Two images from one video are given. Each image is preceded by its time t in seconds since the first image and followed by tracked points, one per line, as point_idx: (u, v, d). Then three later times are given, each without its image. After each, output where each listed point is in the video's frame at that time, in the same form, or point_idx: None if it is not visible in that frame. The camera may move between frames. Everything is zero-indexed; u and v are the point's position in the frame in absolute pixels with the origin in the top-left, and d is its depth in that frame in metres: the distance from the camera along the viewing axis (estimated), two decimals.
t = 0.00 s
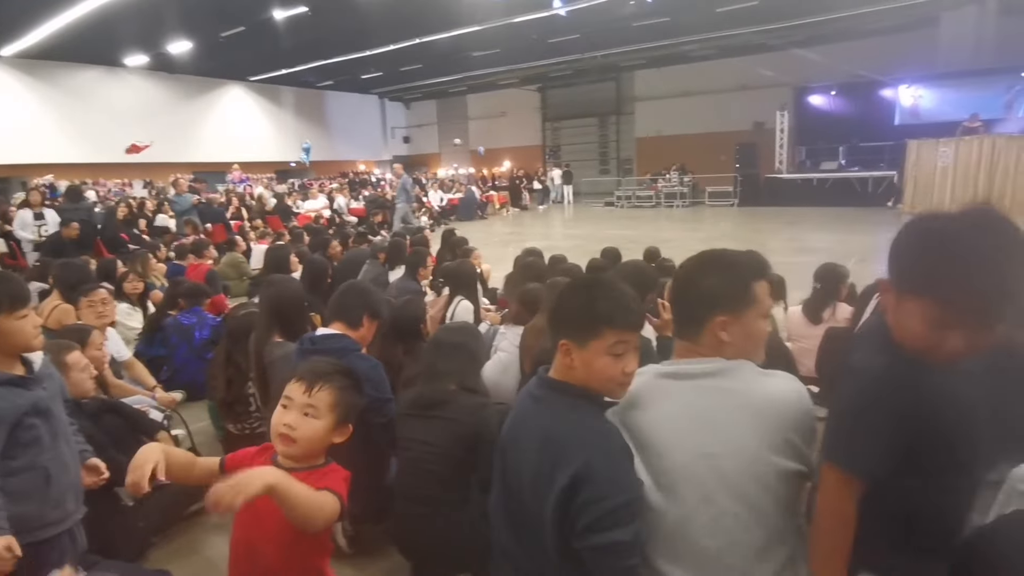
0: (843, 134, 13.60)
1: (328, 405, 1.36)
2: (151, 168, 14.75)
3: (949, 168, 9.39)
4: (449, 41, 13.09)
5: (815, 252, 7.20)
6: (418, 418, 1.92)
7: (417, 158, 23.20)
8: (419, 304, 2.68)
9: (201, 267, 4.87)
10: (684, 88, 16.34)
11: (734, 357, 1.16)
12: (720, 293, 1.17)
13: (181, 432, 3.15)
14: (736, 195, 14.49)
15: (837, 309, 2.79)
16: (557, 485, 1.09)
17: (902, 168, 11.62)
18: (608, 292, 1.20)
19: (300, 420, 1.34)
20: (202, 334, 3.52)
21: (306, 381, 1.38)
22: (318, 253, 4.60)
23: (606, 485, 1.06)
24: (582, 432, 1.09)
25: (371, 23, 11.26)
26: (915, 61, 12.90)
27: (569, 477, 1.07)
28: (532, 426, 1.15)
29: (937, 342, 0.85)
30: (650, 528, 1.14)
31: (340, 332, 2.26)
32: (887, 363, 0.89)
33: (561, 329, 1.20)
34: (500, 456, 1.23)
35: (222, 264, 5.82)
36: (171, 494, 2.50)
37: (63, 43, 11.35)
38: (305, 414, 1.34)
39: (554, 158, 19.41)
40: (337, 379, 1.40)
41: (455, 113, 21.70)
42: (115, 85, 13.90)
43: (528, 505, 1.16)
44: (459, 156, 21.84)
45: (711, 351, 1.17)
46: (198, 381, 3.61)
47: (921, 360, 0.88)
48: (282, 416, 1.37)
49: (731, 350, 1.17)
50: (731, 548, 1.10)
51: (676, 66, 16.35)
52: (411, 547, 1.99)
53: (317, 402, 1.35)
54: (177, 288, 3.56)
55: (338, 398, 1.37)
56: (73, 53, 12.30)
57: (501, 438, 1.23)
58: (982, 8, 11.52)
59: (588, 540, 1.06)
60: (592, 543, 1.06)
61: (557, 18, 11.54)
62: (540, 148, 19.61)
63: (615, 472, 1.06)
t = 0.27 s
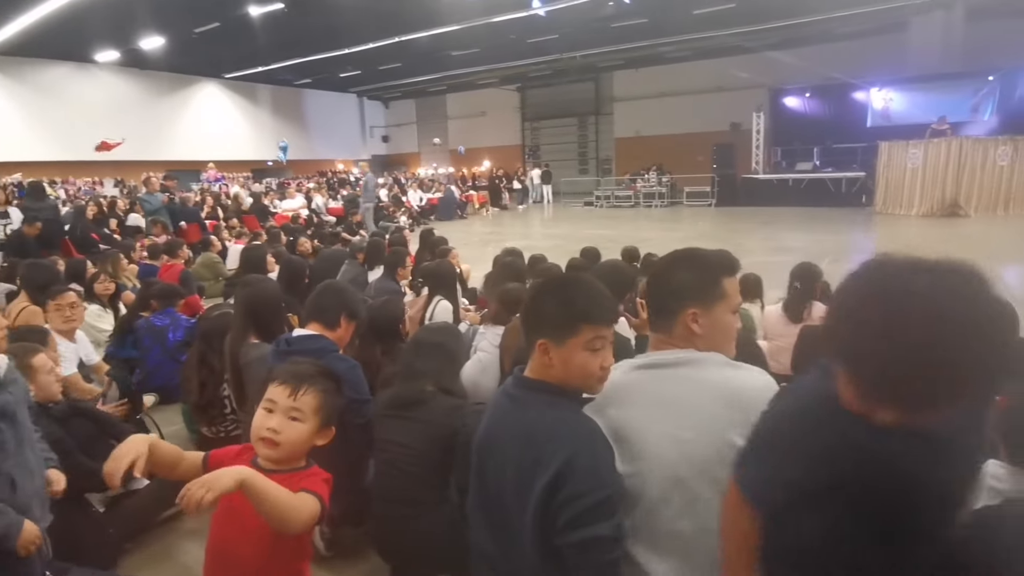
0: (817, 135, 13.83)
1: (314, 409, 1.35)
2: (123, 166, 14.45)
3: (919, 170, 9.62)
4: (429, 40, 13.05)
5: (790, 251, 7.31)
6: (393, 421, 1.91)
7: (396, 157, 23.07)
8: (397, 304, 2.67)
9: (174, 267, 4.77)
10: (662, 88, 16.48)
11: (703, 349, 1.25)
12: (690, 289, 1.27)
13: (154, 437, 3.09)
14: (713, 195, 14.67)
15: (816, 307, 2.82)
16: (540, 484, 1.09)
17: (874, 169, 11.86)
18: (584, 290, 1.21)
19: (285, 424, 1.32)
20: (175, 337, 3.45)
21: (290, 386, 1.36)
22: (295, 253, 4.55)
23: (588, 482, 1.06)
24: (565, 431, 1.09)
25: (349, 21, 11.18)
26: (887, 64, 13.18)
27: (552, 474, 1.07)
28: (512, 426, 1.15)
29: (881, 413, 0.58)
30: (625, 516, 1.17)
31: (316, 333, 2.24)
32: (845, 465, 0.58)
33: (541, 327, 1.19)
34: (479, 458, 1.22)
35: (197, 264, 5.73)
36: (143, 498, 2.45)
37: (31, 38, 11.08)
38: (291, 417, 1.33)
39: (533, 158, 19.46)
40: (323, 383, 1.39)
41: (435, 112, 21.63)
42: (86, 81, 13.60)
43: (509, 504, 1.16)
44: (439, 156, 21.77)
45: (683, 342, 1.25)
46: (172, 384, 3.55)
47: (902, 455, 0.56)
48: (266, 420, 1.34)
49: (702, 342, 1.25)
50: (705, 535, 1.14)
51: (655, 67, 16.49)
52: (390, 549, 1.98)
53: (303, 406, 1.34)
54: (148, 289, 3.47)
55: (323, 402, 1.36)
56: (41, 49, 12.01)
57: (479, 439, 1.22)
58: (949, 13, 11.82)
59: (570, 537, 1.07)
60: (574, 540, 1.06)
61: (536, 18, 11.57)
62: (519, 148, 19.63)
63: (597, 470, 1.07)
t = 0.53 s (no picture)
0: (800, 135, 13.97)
1: (300, 410, 1.34)
2: (102, 165, 14.21)
3: (899, 170, 9.76)
4: (413, 39, 12.99)
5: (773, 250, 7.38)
6: (377, 423, 1.90)
7: (381, 157, 22.95)
8: (383, 304, 2.65)
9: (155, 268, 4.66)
10: (647, 89, 16.55)
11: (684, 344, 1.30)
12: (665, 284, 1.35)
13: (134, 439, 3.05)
14: (697, 195, 14.75)
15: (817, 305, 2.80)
16: (532, 485, 1.09)
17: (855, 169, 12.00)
18: (569, 287, 1.22)
19: (273, 426, 1.31)
20: (157, 339, 3.40)
21: (274, 387, 1.35)
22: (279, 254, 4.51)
23: (579, 482, 1.06)
24: (557, 432, 1.10)
25: (333, 19, 11.09)
26: (867, 66, 13.34)
27: (544, 476, 1.08)
28: (501, 425, 1.15)
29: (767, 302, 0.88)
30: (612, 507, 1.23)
31: (301, 333, 2.22)
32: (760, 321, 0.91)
33: (537, 326, 1.18)
34: (467, 458, 1.21)
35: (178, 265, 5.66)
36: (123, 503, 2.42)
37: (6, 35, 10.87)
38: (277, 418, 1.32)
39: (519, 157, 19.47)
40: (306, 384, 1.38)
41: (420, 112, 21.56)
42: (63, 79, 13.36)
43: (497, 505, 1.16)
44: (424, 155, 21.68)
45: (662, 337, 1.31)
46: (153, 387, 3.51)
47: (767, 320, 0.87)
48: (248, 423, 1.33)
49: (682, 337, 1.30)
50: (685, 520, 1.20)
51: (640, 67, 16.56)
52: (373, 551, 1.97)
53: (288, 406, 1.33)
54: (128, 291, 3.42)
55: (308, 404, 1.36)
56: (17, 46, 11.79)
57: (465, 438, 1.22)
58: (928, 16, 11.97)
59: (560, 536, 1.08)
60: (564, 540, 1.07)
61: (521, 17, 11.57)
62: (505, 148, 19.63)
63: (589, 469, 1.08)
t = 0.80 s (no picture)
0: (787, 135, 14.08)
1: (259, 404, 1.34)
2: (85, 165, 14.02)
3: (884, 169, 9.88)
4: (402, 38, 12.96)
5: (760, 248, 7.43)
6: (367, 424, 1.89)
7: (370, 156, 22.86)
8: (373, 304, 2.64)
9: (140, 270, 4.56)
10: (635, 88, 16.61)
11: (653, 337, 1.33)
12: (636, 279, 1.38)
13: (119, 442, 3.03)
14: (686, 195, 14.83)
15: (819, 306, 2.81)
16: (533, 486, 1.09)
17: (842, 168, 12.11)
18: (559, 280, 1.23)
19: (234, 423, 1.29)
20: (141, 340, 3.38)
21: (230, 385, 1.35)
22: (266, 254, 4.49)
23: (581, 483, 1.07)
24: (557, 432, 1.10)
25: (321, 19, 11.04)
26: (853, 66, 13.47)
27: (545, 476, 1.08)
28: (499, 425, 1.15)
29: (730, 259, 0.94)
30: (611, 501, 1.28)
31: (290, 334, 2.21)
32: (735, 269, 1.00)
33: (537, 324, 1.17)
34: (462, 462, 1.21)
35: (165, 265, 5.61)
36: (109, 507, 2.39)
37: None
38: (238, 416, 1.31)
39: (508, 157, 19.47)
40: (263, 381, 1.39)
41: (408, 112, 21.50)
42: (46, 78, 13.20)
43: (494, 507, 1.16)
44: (413, 155, 21.62)
45: (632, 332, 1.36)
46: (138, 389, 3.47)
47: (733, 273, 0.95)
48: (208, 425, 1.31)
49: (649, 331, 1.34)
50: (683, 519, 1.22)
51: (628, 67, 16.62)
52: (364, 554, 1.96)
53: (250, 402, 1.33)
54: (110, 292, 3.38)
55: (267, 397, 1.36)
56: None
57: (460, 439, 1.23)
58: (912, 17, 12.09)
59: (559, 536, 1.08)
60: (567, 541, 1.07)
61: (510, 17, 11.57)
62: (494, 147, 19.63)
63: (592, 469, 1.08)
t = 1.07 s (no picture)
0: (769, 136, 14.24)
1: (215, 404, 1.33)
2: (64, 164, 13.78)
3: (863, 169, 10.04)
4: (386, 38, 12.92)
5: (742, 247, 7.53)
6: (353, 424, 1.89)
7: (355, 156, 22.75)
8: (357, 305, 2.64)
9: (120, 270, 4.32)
10: (619, 89, 16.71)
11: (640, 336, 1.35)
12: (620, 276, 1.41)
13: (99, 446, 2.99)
14: (670, 194, 14.94)
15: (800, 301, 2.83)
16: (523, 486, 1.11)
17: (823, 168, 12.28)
18: (543, 281, 1.24)
19: (193, 428, 1.27)
20: (120, 342, 3.34)
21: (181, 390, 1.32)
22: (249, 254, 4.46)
23: (568, 483, 1.09)
24: (545, 431, 1.12)
25: (305, 17, 10.98)
26: (833, 68, 13.66)
27: (536, 475, 1.10)
28: (485, 425, 1.16)
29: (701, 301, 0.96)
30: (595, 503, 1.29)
31: (274, 335, 2.20)
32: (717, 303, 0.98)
33: (522, 323, 1.18)
34: (445, 464, 1.22)
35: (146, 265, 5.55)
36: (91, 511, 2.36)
37: None
38: (195, 419, 1.29)
39: (493, 156, 19.49)
40: (213, 382, 1.37)
41: (393, 111, 21.43)
42: (23, 76, 12.96)
43: (480, 506, 1.17)
44: (397, 155, 21.54)
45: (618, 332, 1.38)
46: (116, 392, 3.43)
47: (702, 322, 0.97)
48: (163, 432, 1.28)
49: (633, 329, 1.36)
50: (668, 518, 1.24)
51: (612, 68, 16.72)
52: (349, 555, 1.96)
53: (206, 405, 1.31)
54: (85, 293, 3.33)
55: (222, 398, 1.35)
56: None
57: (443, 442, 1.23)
58: (891, 20, 12.28)
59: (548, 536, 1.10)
60: (558, 540, 1.09)
61: (494, 17, 11.60)
62: (479, 147, 19.63)
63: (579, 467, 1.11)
